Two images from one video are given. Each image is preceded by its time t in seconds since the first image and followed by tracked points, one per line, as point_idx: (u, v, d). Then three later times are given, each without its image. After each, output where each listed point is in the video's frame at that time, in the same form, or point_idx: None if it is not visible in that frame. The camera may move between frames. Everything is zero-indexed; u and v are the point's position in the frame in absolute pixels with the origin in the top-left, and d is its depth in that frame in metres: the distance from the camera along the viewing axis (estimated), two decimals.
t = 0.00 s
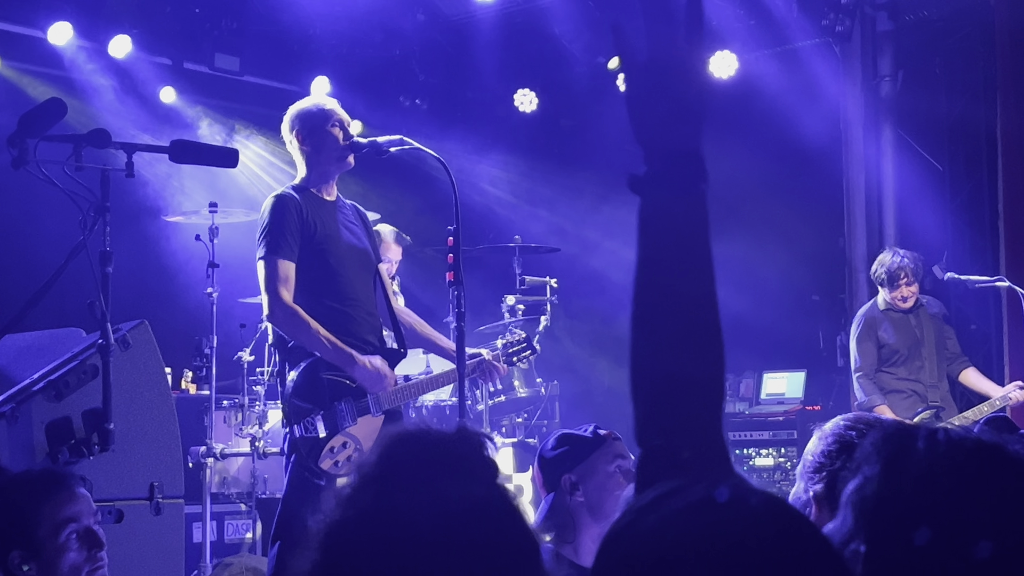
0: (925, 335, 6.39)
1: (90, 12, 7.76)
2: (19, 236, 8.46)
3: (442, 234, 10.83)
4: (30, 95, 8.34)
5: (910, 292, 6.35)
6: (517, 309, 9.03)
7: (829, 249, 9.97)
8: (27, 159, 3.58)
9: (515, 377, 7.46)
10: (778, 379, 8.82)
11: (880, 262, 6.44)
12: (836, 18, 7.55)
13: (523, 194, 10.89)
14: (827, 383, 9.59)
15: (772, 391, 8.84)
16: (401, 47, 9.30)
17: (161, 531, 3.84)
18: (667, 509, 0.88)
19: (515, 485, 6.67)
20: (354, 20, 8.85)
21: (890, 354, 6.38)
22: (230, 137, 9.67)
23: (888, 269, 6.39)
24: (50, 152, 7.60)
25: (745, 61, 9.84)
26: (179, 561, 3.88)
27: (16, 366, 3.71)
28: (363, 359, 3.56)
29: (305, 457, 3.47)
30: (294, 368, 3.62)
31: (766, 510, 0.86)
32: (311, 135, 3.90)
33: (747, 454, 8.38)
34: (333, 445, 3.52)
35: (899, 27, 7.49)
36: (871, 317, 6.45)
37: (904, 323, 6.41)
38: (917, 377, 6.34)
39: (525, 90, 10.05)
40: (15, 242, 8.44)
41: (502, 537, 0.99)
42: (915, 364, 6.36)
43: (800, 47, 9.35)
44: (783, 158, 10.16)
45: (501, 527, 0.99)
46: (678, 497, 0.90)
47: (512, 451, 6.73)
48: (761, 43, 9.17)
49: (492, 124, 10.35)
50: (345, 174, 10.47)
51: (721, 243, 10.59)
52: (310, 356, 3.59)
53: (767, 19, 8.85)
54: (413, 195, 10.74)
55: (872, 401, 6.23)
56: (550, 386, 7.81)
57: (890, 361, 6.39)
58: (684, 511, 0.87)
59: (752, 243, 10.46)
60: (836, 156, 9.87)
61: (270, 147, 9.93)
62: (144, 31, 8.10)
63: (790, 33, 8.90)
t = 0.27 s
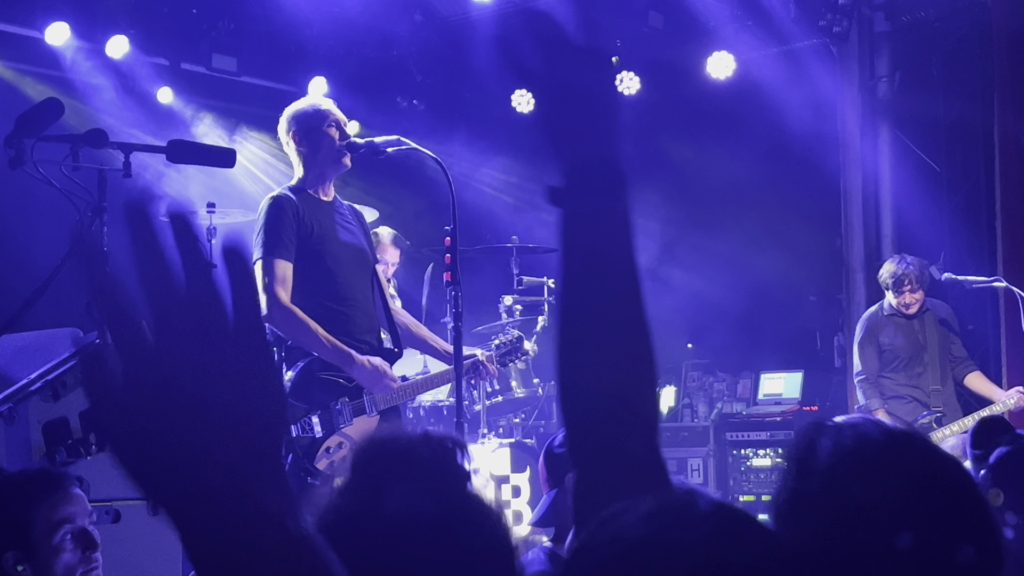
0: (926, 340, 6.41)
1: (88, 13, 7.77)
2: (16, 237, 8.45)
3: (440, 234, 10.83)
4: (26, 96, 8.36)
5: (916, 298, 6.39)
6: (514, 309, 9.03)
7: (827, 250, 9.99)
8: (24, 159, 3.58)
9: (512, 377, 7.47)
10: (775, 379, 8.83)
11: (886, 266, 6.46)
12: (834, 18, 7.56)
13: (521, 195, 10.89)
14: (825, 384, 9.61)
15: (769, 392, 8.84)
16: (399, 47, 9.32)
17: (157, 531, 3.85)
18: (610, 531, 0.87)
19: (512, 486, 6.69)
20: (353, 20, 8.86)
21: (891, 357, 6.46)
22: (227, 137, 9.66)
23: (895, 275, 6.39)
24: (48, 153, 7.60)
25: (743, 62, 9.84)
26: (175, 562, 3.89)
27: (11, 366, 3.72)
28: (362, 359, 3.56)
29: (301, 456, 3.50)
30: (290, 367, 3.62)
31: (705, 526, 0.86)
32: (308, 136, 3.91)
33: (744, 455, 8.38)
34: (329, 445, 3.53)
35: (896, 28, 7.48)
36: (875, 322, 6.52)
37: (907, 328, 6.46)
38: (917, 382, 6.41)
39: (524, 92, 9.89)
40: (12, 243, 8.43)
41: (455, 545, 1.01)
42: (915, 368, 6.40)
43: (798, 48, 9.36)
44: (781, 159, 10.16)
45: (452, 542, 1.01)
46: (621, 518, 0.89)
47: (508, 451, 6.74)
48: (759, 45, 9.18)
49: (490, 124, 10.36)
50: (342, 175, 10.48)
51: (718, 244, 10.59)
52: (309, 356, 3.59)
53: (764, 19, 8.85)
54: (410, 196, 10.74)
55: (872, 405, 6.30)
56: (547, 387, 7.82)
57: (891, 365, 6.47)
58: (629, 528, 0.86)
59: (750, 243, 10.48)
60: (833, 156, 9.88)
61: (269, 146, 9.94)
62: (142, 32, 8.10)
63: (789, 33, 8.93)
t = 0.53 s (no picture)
0: (926, 338, 6.40)
1: (85, 12, 7.77)
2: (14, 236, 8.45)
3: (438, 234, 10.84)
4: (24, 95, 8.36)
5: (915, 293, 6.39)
6: (511, 309, 9.04)
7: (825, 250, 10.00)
8: (21, 159, 3.58)
9: (510, 377, 7.47)
10: (773, 378, 8.83)
11: (886, 264, 6.47)
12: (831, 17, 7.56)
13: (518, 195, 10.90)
14: (823, 384, 9.61)
15: (768, 391, 8.84)
16: (397, 47, 9.33)
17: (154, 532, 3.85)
18: (576, 517, 0.89)
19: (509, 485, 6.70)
20: (351, 20, 8.87)
21: (889, 355, 6.45)
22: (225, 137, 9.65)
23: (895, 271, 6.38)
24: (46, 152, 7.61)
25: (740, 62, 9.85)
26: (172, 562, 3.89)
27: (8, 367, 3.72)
28: (362, 360, 3.54)
29: (299, 458, 3.47)
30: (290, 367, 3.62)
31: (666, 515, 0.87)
32: (305, 135, 3.90)
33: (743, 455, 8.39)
34: (328, 444, 3.50)
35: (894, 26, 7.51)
36: (875, 317, 6.52)
37: (907, 326, 6.44)
38: (913, 381, 6.39)
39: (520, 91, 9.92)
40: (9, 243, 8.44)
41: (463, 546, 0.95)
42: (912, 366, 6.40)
43: (796, 48, 9.37)
44: (779, 159, 10.17)
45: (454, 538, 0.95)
46: (592, 500, 0.89)
47: (506, 451, 6.75)
48: (756, 45, 9.19)
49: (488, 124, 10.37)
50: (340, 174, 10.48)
51: (715, 243, 10.60)
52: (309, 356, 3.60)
53: (763, 18, 8.88)
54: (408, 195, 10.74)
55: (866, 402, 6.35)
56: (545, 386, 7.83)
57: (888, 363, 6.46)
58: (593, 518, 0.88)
59: (748, 242, 10.48)
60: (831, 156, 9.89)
61: (267, 146, 9.89)
62: (139, 31, 8.11)
63: (786, 33, 8.94)
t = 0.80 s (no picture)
0: (924, 340, 6.40)
1: (85, 13, 7.78)
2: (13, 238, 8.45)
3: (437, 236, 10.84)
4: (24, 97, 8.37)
5: (915, 291, 6.36)
6: (510, 311, 9.03)
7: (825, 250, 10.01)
8: (19, 163, 3.58)
9: (509, 378, 7.47)
10: (773, 379, 8.81)
11: (886, 262, 6.44)
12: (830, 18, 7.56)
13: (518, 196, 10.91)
14: (823, 384, 9.60)
15: (767, 392, 8.83)
16: (397, 48, 9.35)
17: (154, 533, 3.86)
18: (578, 545, 1.12)
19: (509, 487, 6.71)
20: (350, 21, 8.89)
21: (887, 355, 6.44)
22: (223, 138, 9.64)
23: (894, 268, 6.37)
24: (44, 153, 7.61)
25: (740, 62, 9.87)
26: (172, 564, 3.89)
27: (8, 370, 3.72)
28: (358, 362, 3.56)
29: (298, 459, 3.47)
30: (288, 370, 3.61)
31: (657, 538, 1.12)
32: (304, 137, 3.90)
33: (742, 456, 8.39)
34: (327, 447, 3.51)
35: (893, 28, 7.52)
36: (875, 317, 6.48)
37: (907, 326, 6.44)
38: (912, 382, 6.39)
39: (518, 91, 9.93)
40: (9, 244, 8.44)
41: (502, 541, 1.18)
42: (912, 368, 6.40)
43: (795, 49, 9.37)
44: (778, 160, 10.20)
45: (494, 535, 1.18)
46: (588, 529, 1.14)
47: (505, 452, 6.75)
48: (756, 45, 9.18)
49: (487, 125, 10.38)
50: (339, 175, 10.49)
51: (714, 244, 10.61)
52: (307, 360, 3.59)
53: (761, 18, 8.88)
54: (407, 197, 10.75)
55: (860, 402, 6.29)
56: (544, 388, 7.81)
57: (886, 362, 6.45)
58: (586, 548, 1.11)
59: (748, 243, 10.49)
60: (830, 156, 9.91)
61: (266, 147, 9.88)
62: (139, 32, 8.12)
63: (786, 32, 8.91)
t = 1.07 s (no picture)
0: (925, 339, 6.37)
1: (82, 13, 7.77)
2: (10, 237, 8.44)
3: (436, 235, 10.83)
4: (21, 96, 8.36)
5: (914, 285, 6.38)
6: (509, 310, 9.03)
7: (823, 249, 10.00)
8: (16, 163, 3.57)
9: (507, 377, 7.47)
10: (771, 379, 8.81)
11: (881, 259, 6.49)
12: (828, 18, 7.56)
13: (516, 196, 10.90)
14: (820, 384, 9.60)
15: (765, 392, 8.84)
16: (395, 47, 9.34)
17: (152, 533, 3.88)
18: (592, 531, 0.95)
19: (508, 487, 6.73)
20: (348, 21, 8.88)
21: (890, 353, 6.37)
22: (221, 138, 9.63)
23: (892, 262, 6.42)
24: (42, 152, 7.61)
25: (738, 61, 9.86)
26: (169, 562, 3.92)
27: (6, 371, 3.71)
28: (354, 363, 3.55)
29: (295, 462, 3.46)
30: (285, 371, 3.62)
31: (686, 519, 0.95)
32: (303, 136, 3.89)
33: (740, 455, 8.40)
34: (324, 448, 3.51)
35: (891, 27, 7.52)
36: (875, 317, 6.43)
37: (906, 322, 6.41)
38: (914, 379, 6.33)
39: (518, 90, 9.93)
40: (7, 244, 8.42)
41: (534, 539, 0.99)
42: (914, 365, 6.34)
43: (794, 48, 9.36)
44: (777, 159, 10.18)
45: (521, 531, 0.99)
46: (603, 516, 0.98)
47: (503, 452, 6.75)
48: (754, 45, 9.18)
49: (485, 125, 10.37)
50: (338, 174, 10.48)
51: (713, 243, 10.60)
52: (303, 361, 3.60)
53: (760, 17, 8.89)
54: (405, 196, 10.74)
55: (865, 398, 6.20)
56: (542, 387, 7.81)
57: (888, 360, 6.38)
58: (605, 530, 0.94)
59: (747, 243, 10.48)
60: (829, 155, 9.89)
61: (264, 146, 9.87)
62: (137, 31, 8.11)
63: (784, 33, 8.91)
